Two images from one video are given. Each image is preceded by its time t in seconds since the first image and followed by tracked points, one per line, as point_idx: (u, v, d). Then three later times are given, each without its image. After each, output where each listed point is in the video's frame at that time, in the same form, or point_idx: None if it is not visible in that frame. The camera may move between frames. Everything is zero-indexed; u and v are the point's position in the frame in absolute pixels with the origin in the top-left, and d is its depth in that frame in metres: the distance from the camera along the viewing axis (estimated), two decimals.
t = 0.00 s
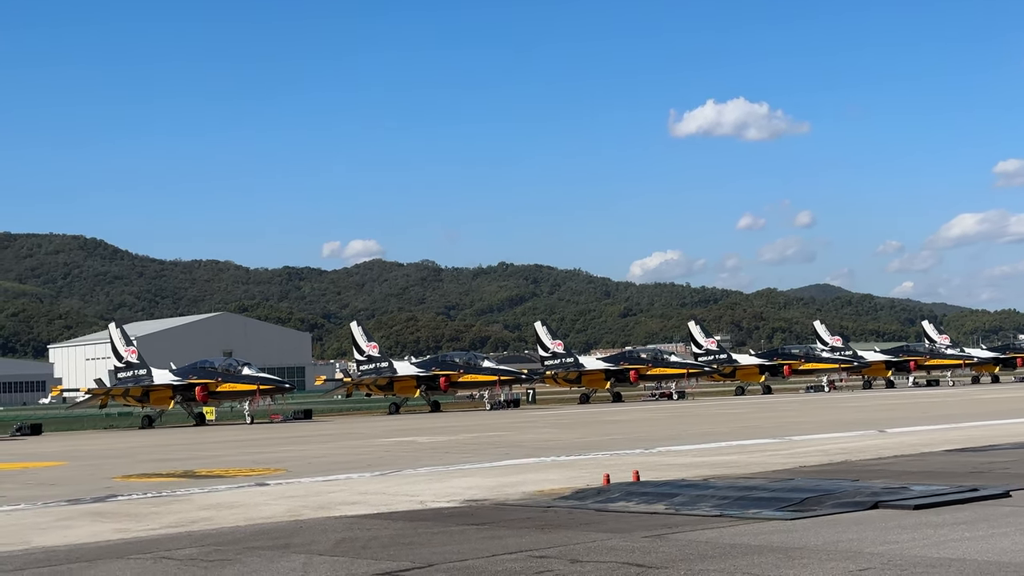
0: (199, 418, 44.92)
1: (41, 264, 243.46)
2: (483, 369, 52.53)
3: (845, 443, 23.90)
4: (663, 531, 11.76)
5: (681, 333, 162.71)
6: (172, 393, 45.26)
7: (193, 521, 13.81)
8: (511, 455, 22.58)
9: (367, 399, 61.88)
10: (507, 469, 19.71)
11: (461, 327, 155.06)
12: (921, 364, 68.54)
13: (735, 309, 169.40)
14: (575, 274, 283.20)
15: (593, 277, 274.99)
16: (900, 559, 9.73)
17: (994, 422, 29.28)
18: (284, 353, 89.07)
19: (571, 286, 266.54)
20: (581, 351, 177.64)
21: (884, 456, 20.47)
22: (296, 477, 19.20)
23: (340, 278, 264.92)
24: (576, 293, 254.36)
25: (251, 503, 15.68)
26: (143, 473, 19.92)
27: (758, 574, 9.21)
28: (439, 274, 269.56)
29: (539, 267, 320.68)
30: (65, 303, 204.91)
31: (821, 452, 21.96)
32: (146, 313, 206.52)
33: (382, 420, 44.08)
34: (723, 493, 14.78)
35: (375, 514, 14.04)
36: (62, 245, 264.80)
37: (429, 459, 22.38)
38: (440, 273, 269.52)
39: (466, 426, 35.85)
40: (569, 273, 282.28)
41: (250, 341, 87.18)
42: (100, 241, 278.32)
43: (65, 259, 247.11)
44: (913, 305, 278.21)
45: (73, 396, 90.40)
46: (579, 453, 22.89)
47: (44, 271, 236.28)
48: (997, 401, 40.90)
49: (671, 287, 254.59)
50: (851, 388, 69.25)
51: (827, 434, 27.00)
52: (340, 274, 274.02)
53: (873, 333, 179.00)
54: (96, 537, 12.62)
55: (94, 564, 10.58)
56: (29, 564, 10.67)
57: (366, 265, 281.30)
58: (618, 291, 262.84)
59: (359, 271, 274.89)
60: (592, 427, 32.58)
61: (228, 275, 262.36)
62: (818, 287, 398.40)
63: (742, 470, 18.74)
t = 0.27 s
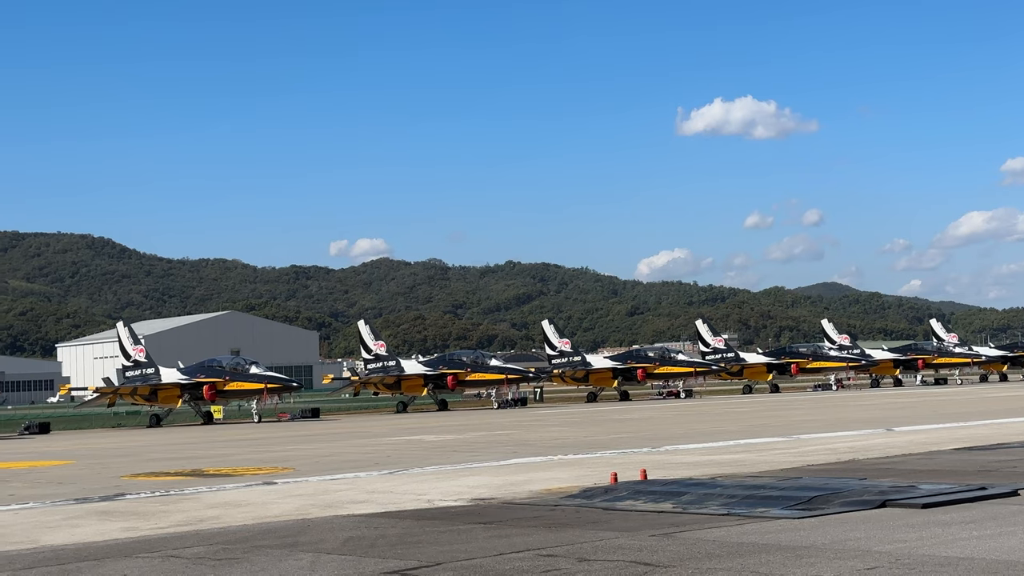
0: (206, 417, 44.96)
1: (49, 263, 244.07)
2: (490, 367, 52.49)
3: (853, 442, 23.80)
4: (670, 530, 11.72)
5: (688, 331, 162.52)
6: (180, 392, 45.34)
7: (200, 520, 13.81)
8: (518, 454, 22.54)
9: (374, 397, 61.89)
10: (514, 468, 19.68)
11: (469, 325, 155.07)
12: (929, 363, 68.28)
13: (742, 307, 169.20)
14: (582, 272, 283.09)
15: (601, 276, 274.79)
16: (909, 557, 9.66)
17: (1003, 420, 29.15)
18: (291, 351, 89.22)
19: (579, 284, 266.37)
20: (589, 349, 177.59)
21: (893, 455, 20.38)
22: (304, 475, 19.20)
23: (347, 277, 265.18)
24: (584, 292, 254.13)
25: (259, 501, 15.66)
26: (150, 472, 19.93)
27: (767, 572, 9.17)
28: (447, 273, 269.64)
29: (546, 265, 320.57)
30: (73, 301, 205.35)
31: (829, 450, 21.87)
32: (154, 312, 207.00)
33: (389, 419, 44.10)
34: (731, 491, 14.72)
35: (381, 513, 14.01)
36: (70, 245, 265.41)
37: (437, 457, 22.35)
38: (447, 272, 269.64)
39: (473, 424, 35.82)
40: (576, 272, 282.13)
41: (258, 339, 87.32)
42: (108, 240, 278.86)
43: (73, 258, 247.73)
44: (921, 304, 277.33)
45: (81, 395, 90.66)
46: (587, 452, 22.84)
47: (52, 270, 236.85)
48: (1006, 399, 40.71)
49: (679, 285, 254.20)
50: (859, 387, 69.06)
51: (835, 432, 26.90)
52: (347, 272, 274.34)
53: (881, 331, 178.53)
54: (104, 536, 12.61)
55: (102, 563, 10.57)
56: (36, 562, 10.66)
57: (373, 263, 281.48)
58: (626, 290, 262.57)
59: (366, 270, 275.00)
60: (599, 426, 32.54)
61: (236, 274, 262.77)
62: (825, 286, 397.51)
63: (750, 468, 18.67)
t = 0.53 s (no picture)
0: (215, 415, 45.07)
1: (58, 261, 244.91)
2: (499, 365, 52.45)
3: (862, 440, 23.72)
4: (678, 528, 11.70)
5: (697, 329, 162.33)
6: (189, 390, 45.42)
7: (209, 518, 13.84)
8: (527, 452, 22.55)
9: (382, 395, 61.92)
10: (523, 466, 19.66)
11: (477, 324, 155.06)
12: (938, 360, 67.98)
13: (751, 305, 168.82)
14: (591, 270, 282.95)
15: (609, 274, 274.55)
16: (918, 555, 9.63)
17: (1014, 418, 28.99)
18: (300, 350, 89.38)
19: (587, 282, 266.25)
20: (597, 348, 177.40)
21: (902, 453, 20.32)
22: (312, 474, 19.20)
23: (356, 275, 265.49)
24: (592, 290, 254.04)
25: (268, 499, 15.69)
26: (160, 470, 19.98)
27: (776, 570, 9.12)
28: (455, 271, 269.77)
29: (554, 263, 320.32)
30: (82, 300, 205.95)
31: (838, 448, 21.79)
32: (163, 310, 207.56)
33: (398, 417, 44.14)
34: (740, 489, 14.69)
35: (390, 511, 14.01)
36: (79, 243, 266.19)
37: (445, 455, 22.38)
38: (456, 270, 269.75)
39: (481, 423, 35.79)
40: (584, 270, 281.91)
41: (266, 338, 87.48)
42: (117, 239, 279.51)
43: (82, 256, 248.47)
44: (930, 302, 276.35)
45: (91, 393, 90.94)
46: (595, 450, 22.82)
47: (61, 268, 237.56)
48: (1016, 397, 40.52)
49: (687, 283, 253.82)
50: (868, 384, 68.83)
51: (844, 430, 26.81)
52: (356, 270, 274.63)
53: (890, 329, 178.03)
54: (113, 533, 12.64)
55: (112, 561, 10.60)
56: (45, 560, 10.67)
57: (382, 262, 281.78)
58: (634, 288, 262.23)
59: (374, 268, 275.09)
60: (607, 424, 32.49)
61: (244, 272, 263.35)
62: (833, 284, 396.26)
63: (758, 467, 18.62)
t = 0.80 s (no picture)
0: (225, 413, 45.14)
1: (68, 259, 245.73)
2: (508, 363, 52.42)
3: (871, 437, 23.67)
4: (688, 525, 11.66)
5: (706, 326, 162.28)
6: (198, 387, 45.50)
7: (219, 515, 13.86)
8: (536, 450, 22.54)
9: (391, 393, 61.96)
10: (532, 464, 19.65)
11: (486, 321, 155.19)
12: (947, 357, 67.77)
13: (759, 302, 168.42)
14: (600, 268, 282.88)
15: (618, 271, 274.50)
16: (927, 552, 9.59)
17: None
18: (309, 347, 89.53)
19: (596, 280, 266.23)
20: (606, 345, 177.26)
21: (911, 450, 20.26)
22: (321, 471, 19.23)
23: (365, 273, 265.88)
24: (601, 287, 253.96)
25: (277, 497, 15.70)
26: (170, 467, 20.03)
27: (785, 567, 9.09)
28: (464, 268, 270.00)
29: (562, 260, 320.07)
30: (92, 298, 206.64)
31: (847, 446, 21.74)
32: (173, 308, 208.14)
33: (407, 415, 44.20)
34: (748, 487, 14.66)
35: (399, 509, 14.01)
36: (88, 241, 266.97)
37: (454, 453, 22.37)
38: (464, 268, 269.99)
39: (490, 420, 35.80)
40: (593, 267, 281.88)
41: (275, 335, 87.63)
42: (127, 236, 280.30)
43: (92, 254, 249.22)
44: (940, 299, 275.67)
45: (100, 390, 91.18)
46: (604, 447, 22.81)
47: (71, 266, 238.37)
48: None
49: (696, 280, 253.60)
50: (877, 382, 68.61)
51: (853, 428, 26.74)
52: (365, 268, 275.00)
53: (899, 326, 177.64)
54: (123, 531, 12.66)
55: (123, 558, 10.62)
56: (56, 558, 10.69)
57: (391, 259, 282.14)
58: (643, 285, 262.07)
59: (383, 265, 275.27)
60: (616, 421, 32.46)
61: (254, 269, 263.86)
62: (843, 280, 395.40)
63: (767, 464, 18.58)
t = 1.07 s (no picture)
0: (235, 410, 45.24)
1: (78, 257, 246.42)
2: (517, 360, 52.40)
3: (881, 434, 23.56)
4: (697, 523, 11.61)
5: (715, 323, 162.02)
6: (208, 384, 45.57)
7: (228, 512, 13.85)
8: (545, 447, 22.51)
9: (401, 390, 62.02)
10: (541, 460, 19.61)
11: (495, 319, 155.12)
12: (958, 354, 67.37)
13: (768, 300, 168.13)
14: (609, 265, 282.56)
15: (627, 269, 274.19)
16: (937, 549, 9.53)
17: None
18: (318, 344, 89.67)
19: (605, 277, 265.89)
20: (615, 342, 177.16)
21: (921, 447, 20.15)
22: (331, 468, 19.22)
23: (374, 270, 266.02)
24: (610, 284, 253.61)
25: (287, 493, 15.72)
26: (179, 464, 20.06)
27: (796, 564, 9.04)
28: (472, 266, 270.00)
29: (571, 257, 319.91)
30: (102, 295, 207.30)
31: (856, 443, 21.64)
32: (183, 305, 208.55)
33: (415, 412, 44.20)
34: (758, 483, 14.61)
35: (408, 505, 14.01)
36: (98, 238, 267.69)
37: (463, 450, 22.37)
38: (473, 265, 270.02)
39: (498, 417, 35.77)
40: (603, 265, 281.62)
41: (285, 333, 87.77)
42: (137, 234, 281.02)
43: (101, 251, 249.93)
44: (950, 296, 274.62)
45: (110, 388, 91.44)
46: (613, 444, 22.77)
47: (81, 263, 239.11)
48: None
49: (706, 278, 253.11)
50: (886, 379, 68.38)
51: (863, 425, 26.63)
52: (374, 265, 275.18)
53: (909, 323, 176.90)
54: (134, 528, 12.69)
55: (133, 555, 10.62)
56: (66, 555, 10.70)
57: (400, 256, 282.33)
58: (652, 283, 261.71)
59: (392, 262, 275.44)
60: (626, 418, 32.39)
61: (263, 267, 264.27)
62: (852, 278, 393.98)
63: (775, 461, 18.51)
